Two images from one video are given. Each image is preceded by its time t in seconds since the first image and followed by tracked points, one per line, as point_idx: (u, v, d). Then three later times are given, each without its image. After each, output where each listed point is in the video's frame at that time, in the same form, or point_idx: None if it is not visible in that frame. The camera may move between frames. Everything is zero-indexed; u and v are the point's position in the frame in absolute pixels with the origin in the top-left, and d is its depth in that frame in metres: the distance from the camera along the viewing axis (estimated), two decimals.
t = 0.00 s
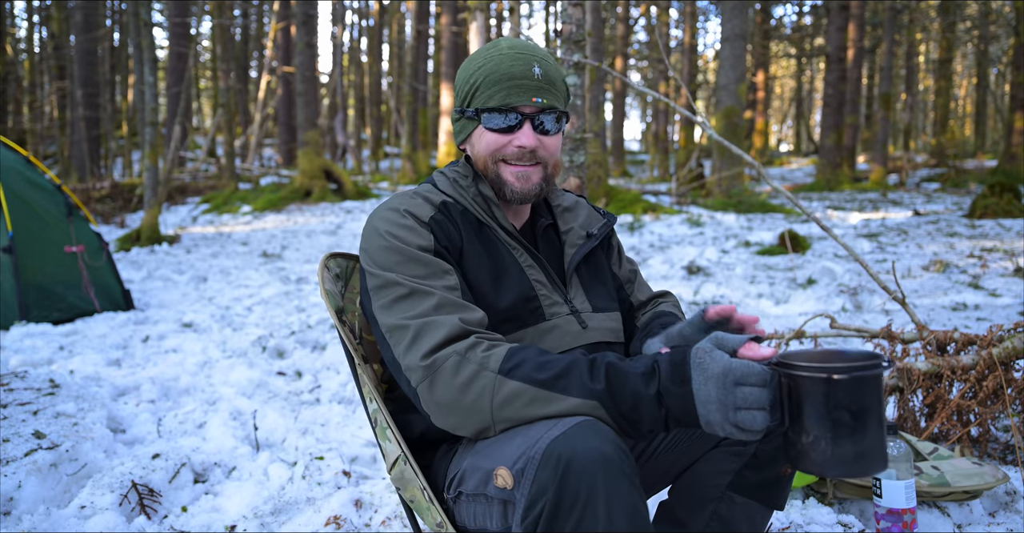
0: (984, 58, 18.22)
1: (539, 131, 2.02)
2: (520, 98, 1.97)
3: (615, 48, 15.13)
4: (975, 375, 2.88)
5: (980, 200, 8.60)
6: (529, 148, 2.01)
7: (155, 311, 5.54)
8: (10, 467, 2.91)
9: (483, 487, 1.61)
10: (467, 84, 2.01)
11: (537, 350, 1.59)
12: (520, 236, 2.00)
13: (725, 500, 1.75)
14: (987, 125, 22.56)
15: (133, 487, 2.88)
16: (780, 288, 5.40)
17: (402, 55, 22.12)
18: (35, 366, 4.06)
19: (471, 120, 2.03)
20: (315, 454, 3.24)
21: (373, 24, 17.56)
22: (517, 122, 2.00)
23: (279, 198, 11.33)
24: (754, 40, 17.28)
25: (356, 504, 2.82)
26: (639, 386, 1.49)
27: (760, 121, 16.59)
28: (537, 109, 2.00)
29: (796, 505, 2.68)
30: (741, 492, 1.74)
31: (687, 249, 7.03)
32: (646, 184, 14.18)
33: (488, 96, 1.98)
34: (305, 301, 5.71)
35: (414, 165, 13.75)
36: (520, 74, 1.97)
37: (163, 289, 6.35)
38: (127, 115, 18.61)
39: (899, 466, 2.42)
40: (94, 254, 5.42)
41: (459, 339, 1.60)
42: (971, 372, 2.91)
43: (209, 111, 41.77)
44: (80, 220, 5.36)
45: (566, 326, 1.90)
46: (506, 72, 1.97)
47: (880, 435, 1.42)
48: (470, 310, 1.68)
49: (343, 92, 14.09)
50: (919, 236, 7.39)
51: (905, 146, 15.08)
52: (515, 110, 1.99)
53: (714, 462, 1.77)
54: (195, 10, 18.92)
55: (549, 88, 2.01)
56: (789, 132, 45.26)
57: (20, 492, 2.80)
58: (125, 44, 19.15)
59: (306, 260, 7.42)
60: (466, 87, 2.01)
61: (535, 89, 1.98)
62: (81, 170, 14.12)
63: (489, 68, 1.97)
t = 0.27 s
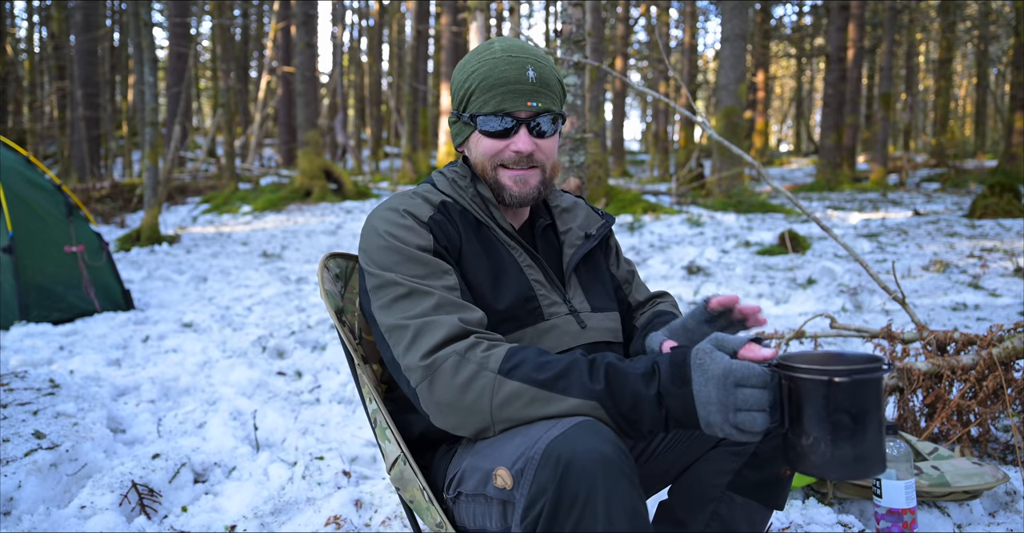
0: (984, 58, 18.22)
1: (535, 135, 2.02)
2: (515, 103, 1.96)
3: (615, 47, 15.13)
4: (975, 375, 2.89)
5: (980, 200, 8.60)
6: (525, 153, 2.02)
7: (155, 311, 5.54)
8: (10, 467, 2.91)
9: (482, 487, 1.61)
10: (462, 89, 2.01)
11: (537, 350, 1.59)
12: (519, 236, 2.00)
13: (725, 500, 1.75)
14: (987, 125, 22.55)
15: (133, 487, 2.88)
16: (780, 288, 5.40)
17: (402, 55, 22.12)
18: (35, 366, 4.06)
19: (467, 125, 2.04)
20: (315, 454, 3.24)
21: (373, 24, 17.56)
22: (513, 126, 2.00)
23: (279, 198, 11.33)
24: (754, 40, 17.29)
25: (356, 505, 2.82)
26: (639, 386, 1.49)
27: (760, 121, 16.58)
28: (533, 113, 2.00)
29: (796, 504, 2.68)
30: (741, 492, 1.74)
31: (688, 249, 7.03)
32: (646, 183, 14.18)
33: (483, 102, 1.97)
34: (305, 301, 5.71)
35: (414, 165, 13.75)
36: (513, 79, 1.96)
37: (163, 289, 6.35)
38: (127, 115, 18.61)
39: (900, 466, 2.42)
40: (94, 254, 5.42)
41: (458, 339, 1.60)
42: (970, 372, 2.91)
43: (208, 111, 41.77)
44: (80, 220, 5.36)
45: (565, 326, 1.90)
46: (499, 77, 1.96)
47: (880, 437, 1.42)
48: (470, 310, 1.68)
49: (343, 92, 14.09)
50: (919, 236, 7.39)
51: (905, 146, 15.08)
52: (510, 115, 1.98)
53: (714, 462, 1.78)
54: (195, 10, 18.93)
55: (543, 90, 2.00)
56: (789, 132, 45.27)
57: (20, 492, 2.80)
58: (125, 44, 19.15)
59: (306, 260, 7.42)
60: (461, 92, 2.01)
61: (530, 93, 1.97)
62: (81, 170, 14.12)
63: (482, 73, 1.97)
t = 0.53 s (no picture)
0: (984, 58, 18.22)
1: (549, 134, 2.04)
2: (533, 103, 1.98)
3: (615, 47, 15.12)
4: (975, 375, 2.88)
5: (980, 200, 8.60)
6: (544, 151, 2.02)
7: (155, 311, 5.54)
8: (10, 467, 2.91)
9: (482, 487, 1.61)
10: (474, 89, 1.97)
11: (536, 350, 1.59)
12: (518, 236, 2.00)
13: (725, 500, 1.76)
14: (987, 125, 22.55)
15: (133, 487, 2.88)
16: (780, 288, 5.40)
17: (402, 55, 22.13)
18: (35, 366, 4.06)
19: (481, 126, 2.00)
20: (315, 454, 3.24)
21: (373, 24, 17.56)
22: (530, 126, 2.00)
23: (279, 198, 11.33)
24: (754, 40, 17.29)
25: (356, 505, 2.82)
26: (639, 385, 1.49)
27: (760, 121, 16.58)
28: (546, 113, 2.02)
29: (796, 505, 2.68)
30: (741, 493, 1.75)
31: (688, 249, 7.03)
32: (646, 184, 14.18)
33: (502, 101, 1.96)
34: (305, 301, 5.71)
35: (414, 165, 13.76)
36: (530, 78, 1.97)
37: (163, 289, 6.35)
38: (127, 115, 18.61)
39: (900, 466, 2.42)
40: (94, 254, 5.42)
41: (458, 340, 1.60)
42: (970, 372, 2.91)
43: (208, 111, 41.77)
44: (80, 219, 5.36)
45: (564, 324, 1.90)
46: (517, 76, 1.96)
47: (881, 438, 1.42)
48: (469, 310, 1.68)
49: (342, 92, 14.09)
50: (919, 236, 7.39)
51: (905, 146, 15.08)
52: (529, 113, 1.99)
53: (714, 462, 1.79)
54: (195, 11, 18.93)
55: (552, 91, 2.03)
56: (789, 132, 45.28)
57: (20, 492, 2.80)
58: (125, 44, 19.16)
59: (306, 260, 7.42)
60: (474, 92, 1.97)
61: (544, 92, 2.00)
62: (81, 170, 14.11)
63: (499, 72, 1.95)
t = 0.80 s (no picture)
0: (984, 58, 18.22)
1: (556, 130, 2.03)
2: (541, 98, 1.98)
3: (615, 47, 15.12)
4: (975, 375, 2.88)
5: (980, 200, 8.60)
6: (553, 146, 2.01)
7: (155, 311, 5.54)
8: (10, 467, 2.91)
9: (481, 487, 1.61)
10: (482, 86, 1.95)
11: (535, 350, 1.59)
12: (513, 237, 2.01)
13: (725, 500, 1.76)
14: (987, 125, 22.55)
15: (133, 487, 2.88)
16: (780, 288, 5.40)
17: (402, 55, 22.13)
18: (35, 366, 4.06)
19: (491, 124, 1.97)
20: (315, 454, 3.24)
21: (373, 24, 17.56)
22: (539, 123, 1.99)
23: (279, 198, 11.33)
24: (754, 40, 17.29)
25: (356, 505, 2.82)
26: (638, 385, 1.49)
27: (760, 121, 16.58)
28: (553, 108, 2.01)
29: (796, 505, 2.68)
30: (741, 493, 1.74)
31: (688, 249, 7.03)
32: (645, 184, 14.18)
33: (511, 97, 1.95)
34: (305, 301, 5.70)
35: (414, 165, 13.76)
36: (535, 73, 1.98)
37: (163, 289, 6.35)
38: (127, 115, 18.62)
39: (899, 466, 2.42)
40: (94, 254, 5.42)
41: (455, 340, 1.60)
42: (970, 372, 2.91)
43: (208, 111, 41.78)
44: (80, 219, 5.36)
45: (562, 324, 1.90)
46: (524, 71, 1.96)
47: (879, 437, 1.41)
48: (466, 311, 1.68)
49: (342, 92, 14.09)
50: (919, 236, 7.39)
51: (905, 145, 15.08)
52: (537, 109, 1.98)
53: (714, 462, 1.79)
54: (195, 11, 18.93)
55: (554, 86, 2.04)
56: (788, 132, 45.29)
57: (20, 492, 2.80)
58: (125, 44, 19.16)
59: (306, 260, 7.42)
60: (482, 89, 1.95)
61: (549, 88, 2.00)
62: (81, 170, 14.11)
63: (505, 68, 1.95)
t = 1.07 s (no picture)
0: (984, 58, 18.22)
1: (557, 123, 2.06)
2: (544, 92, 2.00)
3: (615, 47, 15.12)
4: (974, 375, 2.88)
5: (980, 200, 8.60)
6: (556, 139, 2.04)
7: (155, 311, 5.54)
8: (10, 467, 2.91)
9: (481, 487, 1.61)
10: (488, 80, 1.95)
11: (534, 350, 1.59)
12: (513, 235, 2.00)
13: (725, 500, 1.76)
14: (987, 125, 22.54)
15: (133, 487, 2.88)
16: (780, 288, 5.40)
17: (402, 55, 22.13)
18: (35, 366, 4.06)
19: (498, 117, 1.97)
20: (315, 454, 3.24)
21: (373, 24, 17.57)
22: (543, 116, 2.01)
23: (279, 198, 11.33)
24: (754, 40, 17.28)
25: (356, 505, 2.82)
26: (638, 385, 1.49)
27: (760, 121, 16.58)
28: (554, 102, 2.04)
29: (796, 504, 2.68)
30: (741, 492, 1.75)
31: (687, 249, 7.03)
32: (645, 183, 14.18)
33: (517, 90, 1.96)
34: (305, 301, 5.71)
35: (414, 165, 13.77)
36: (537, 67, 2.00)
37: (163, 289, 6.35)
38: (127, 115, 18.62)
39: (899, 467, 2.42)
40: (94, 254, 5.42)
41: (455, 339, 1.60)
42: (970, 372, 2.91)
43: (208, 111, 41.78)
44: (80, 219, 5.36)
45: (561, 323, 1.90)
46: (527, 65, 1.98)
47: (880, 436, 1.41)
48: (465, 310, 1.68)
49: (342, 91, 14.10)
50: (919, 236, 7.39)
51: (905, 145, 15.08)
52: (541, 102, 2.00)
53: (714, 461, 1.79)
54: (196, 11, 18.94)
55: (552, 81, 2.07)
56: (788, 132, 45.29)
57: (20, 492, 2.80)
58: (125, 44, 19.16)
59: (306, 260, 7.42)
60: (487, 83, 1.95)
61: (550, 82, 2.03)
62: (80, 170, 14.10)
63: (510, 62, 1.96)
